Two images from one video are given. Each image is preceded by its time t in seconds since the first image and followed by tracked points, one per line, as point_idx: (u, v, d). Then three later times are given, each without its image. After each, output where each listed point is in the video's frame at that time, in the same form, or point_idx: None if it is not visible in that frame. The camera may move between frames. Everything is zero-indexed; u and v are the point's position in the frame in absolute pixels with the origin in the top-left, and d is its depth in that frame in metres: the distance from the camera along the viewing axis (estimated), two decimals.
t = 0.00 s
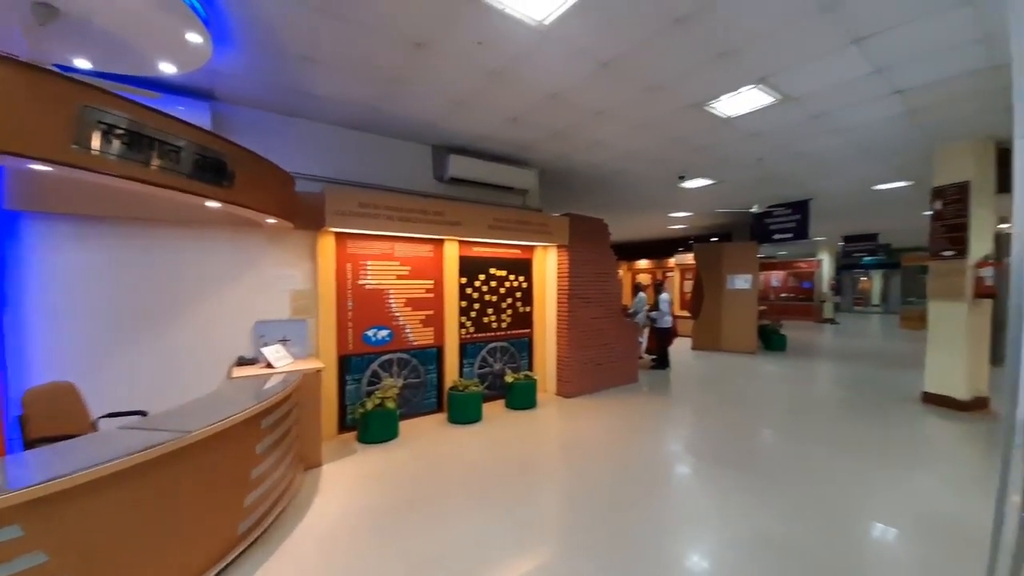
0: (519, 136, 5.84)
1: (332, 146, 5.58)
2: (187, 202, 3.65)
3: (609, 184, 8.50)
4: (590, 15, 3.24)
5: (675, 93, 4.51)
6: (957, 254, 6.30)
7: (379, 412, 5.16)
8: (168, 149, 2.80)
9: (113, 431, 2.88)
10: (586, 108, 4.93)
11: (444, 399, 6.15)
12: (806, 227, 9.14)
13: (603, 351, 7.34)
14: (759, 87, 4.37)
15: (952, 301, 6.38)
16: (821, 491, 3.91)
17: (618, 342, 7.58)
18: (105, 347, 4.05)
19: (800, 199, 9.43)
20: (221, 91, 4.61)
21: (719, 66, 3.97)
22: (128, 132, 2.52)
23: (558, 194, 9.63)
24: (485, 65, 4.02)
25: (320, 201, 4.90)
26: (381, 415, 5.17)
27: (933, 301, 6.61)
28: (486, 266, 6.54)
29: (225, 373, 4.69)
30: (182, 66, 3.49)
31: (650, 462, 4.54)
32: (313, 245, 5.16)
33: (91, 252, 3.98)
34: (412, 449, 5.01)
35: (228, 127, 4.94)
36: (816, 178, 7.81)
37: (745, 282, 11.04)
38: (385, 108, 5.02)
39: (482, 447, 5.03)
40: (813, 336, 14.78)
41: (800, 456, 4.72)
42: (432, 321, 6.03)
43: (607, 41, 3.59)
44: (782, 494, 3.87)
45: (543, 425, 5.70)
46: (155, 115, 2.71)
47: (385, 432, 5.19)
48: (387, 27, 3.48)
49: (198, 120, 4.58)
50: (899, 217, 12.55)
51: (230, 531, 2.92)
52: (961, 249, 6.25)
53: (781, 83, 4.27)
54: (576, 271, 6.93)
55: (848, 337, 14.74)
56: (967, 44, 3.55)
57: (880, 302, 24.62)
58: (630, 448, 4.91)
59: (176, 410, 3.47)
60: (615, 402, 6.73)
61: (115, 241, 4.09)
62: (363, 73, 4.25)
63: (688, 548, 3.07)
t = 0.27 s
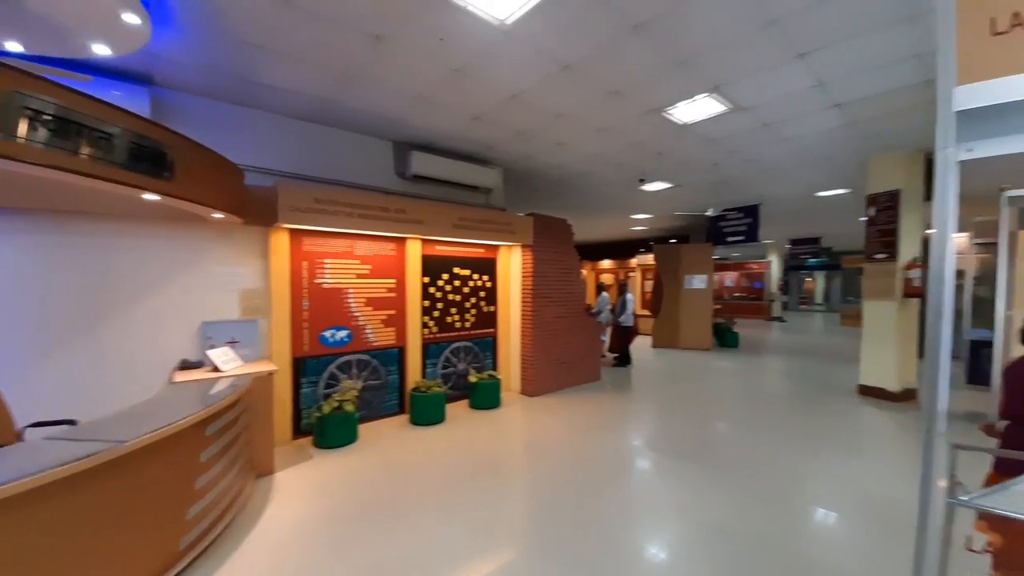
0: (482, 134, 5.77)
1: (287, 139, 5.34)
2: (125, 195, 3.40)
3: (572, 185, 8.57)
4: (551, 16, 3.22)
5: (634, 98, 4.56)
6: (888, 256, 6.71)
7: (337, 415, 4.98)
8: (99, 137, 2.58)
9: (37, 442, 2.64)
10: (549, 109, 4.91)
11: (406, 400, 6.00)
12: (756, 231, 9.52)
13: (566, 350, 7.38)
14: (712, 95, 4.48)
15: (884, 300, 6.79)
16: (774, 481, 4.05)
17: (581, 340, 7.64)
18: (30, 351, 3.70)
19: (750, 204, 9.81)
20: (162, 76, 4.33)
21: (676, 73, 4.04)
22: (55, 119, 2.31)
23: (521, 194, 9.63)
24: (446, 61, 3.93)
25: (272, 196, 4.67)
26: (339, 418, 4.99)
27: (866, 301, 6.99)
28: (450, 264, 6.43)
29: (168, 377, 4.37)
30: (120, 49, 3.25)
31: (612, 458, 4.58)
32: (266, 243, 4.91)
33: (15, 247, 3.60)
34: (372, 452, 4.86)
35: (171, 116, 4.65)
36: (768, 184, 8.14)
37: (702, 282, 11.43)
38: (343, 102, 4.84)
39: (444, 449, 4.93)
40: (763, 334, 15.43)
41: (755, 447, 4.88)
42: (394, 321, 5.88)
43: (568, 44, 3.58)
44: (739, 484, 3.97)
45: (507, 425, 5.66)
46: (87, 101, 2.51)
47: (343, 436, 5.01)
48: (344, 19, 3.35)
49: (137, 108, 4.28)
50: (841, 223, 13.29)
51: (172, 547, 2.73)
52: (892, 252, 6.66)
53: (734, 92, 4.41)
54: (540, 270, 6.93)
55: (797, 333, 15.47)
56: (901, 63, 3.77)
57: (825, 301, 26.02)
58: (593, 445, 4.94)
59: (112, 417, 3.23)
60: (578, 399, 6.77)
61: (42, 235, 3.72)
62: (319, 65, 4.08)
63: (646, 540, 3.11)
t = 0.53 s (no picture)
0: (441, 135, 5.65)
1: (233, 133, 5.04)
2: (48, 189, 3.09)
3: (532, 188, 8.56)
4: (511, 20, 3.16)
5: (591, 106, 4.57)
6: (824, 262, 7.08)
7: (287, 424, 4.71)
8: (15, 126, 2.34)
9: None
10: (508, 113, 4.86)
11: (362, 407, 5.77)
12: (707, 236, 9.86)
13: (528, 352, 7.35)
14: (666, 105, 4.54)
15: (820, 302, 7.15)
16: (729, 476, 4.15)
17: (542, 342, 7.62)
18: None
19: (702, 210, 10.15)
20: (92, 62, 3.96)
21: (631, 84, 4.07)
22: None
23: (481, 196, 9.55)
24: (403, 59, 3.80)
25: (215, 192, 4.36)
26: (288, 427, 4.72)
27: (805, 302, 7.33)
28: (408, 266, 6.26)
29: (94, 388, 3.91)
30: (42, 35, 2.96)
31: (574, 458, 4.57)
32: (208, 242, 4.56)
33: None
34: (326, 462, 4.64)
35: (101, 105, 4.26)
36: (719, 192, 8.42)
37: (658, 284, 11.72)
38: (294, 96, 4.62)
39: (403, 454, 4.78)
40: (715, 334, 16.00)
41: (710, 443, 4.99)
42: (349, 325, 5.65)
43: (526, 49, 3.53)
44: (696, 480, 4.04)
45: (468, 428, 5.56)
46: None
47: (293, 447, 4.74)
48: (294, 11, 3.17)
49: (64, 96, 3.91)
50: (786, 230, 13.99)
51: None
52: (827, 258, 7.02)
53: (688, 104, 4.49)
54: (501, 272, 6.87)
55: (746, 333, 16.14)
56: (844, 83, 3.95)
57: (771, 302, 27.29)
58: (555, 445, 4.91)
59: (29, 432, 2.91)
60: (539, 401, 6.75)
61: None
62: (267, 57, 3.86)
63: (607, 539, 3.09)
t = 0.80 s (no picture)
0: (407, 137, 5.58)
1: (188, 129, 4.82)
2: None
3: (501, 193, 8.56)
4: (475, 25, 3.15)
5: (558, 112, 4.60)
6: (778, 267, 7.37)
7: (243, 434, 4.50)
8: None
9: None
10: (475, 117, 4.84)
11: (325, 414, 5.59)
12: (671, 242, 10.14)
13: (496, 356, 7.31)
14: (630, 115, 4.62)
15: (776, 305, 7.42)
16: (694, 474, 4.25)
17: (511, 346, 7.61)
18: None
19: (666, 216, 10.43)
20: (30, 51, 3.71)
21: (597, 92, 4.12)
22: None
23: (450, 200, 9.49)
24: (367, 59, 3.73)
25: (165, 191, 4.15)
26: (245, 437, 4.51)
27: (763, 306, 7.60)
28: (374, 269, 6.13)
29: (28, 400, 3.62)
30: None
31: (544, 461, 4.57)
32: (157, 244, 4.33)
33: None
34: (286, 472, 4.46)
35: (40, 96, 3.99)
36: (684, 199, 8.65)
37: (625, 288, 11.95)
38: (254, 92, 4.46)
39: (367, 463, 4.65)
40: (680, 337, 16.39)
41: (676, 443, 5.10)
42: (311, 330, 5.48)
43: (493, 54, 3.52)
44: (662, 478, 4.12)
45: (436, 433, 5.48)
46: None
47: (250, 458, 4.54)
48: (252, 6, 3.06)
49: None
50: (745, 236, 14.51)
51: None
52: (780, 263, 7.31)
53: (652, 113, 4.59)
54: (470, 276, 6.82)
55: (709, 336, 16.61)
56: (799, 97, 4.10)
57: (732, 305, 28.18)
58: (524, 449, 4.91)
59: None
60: (508, 405, 6.72)
61: None
62: (223, 52, 3.71)
63: (576, 541, 3.10)
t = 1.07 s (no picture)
0: (385, 137, 5.51)
1: (156, 126, 4.65)
2: None
3: (480, 195, 8.55)
4: (454, 26, 3.13)
5: (537, 115, 4.62)
6: (750, 271, 7.56)
7: (211, 441, 4.34)
8: None
9: None
10: (454, 118, 4.81)
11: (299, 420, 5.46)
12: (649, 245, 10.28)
13: (476, 358, 7.27)
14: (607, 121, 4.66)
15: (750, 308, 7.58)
16: (671, 475, 4.29)
17: (491, 348, 7.57)
18: None
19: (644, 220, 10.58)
20: None
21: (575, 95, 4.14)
22: None
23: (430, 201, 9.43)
24: (343, 58, 3.68)
25: (128, 189, 3.98)
26: (213, 445, 4.35)
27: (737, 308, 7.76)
28: (350, 272, 6.03)
29: None
30: None
31: (523, 464, 4.56)
32: (120, 244, 4.16)
33: None
34: (258, 480, 4.34)
35: None
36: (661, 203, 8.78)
37: (604, 291, 12.07)
38: (225, 90, 4.34)
39: (343, 469, 4.56)
40: (657, 339, 16.60)
41: (655, 444, 5.14)
42: (284, 334, 5.34)
43: (471, 55, 3.51)
44: (640, 480, 4.15)
45: (413, 438, 5.40)
46: None
47: (218, 467, 4.38)
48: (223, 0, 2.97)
49: None
50: (720, 240, 14.82)
51: None
52: (752, 267, 7.49)
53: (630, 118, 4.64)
54: (449, 278, 6.77)
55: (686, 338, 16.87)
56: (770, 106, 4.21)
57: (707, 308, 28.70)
58: (503, 452, 4.88)
59: None
60: (487, 408, 6.68)
61: None
62: (193, 48, 3.60)
63: (555, 544, 3.10)
